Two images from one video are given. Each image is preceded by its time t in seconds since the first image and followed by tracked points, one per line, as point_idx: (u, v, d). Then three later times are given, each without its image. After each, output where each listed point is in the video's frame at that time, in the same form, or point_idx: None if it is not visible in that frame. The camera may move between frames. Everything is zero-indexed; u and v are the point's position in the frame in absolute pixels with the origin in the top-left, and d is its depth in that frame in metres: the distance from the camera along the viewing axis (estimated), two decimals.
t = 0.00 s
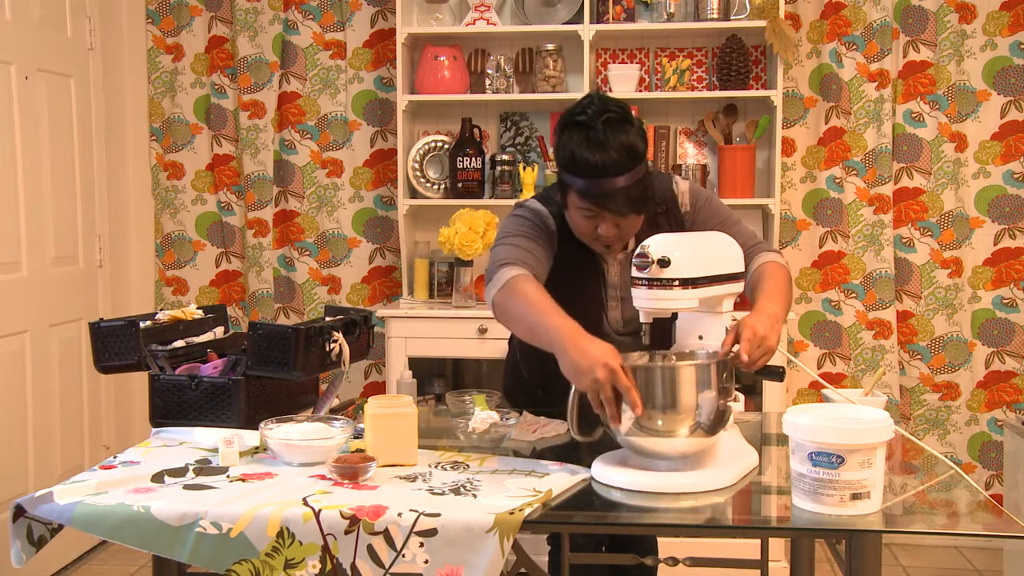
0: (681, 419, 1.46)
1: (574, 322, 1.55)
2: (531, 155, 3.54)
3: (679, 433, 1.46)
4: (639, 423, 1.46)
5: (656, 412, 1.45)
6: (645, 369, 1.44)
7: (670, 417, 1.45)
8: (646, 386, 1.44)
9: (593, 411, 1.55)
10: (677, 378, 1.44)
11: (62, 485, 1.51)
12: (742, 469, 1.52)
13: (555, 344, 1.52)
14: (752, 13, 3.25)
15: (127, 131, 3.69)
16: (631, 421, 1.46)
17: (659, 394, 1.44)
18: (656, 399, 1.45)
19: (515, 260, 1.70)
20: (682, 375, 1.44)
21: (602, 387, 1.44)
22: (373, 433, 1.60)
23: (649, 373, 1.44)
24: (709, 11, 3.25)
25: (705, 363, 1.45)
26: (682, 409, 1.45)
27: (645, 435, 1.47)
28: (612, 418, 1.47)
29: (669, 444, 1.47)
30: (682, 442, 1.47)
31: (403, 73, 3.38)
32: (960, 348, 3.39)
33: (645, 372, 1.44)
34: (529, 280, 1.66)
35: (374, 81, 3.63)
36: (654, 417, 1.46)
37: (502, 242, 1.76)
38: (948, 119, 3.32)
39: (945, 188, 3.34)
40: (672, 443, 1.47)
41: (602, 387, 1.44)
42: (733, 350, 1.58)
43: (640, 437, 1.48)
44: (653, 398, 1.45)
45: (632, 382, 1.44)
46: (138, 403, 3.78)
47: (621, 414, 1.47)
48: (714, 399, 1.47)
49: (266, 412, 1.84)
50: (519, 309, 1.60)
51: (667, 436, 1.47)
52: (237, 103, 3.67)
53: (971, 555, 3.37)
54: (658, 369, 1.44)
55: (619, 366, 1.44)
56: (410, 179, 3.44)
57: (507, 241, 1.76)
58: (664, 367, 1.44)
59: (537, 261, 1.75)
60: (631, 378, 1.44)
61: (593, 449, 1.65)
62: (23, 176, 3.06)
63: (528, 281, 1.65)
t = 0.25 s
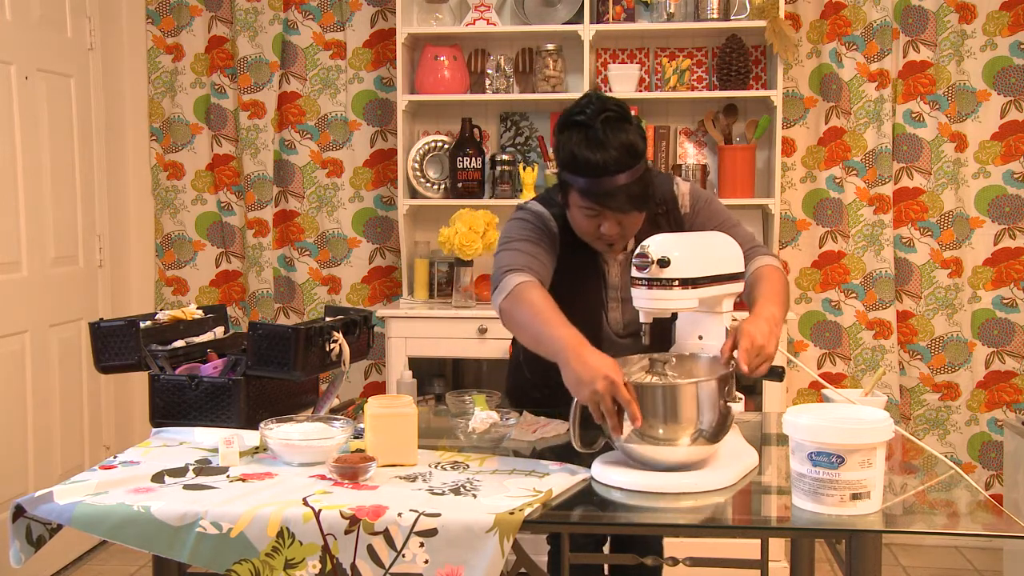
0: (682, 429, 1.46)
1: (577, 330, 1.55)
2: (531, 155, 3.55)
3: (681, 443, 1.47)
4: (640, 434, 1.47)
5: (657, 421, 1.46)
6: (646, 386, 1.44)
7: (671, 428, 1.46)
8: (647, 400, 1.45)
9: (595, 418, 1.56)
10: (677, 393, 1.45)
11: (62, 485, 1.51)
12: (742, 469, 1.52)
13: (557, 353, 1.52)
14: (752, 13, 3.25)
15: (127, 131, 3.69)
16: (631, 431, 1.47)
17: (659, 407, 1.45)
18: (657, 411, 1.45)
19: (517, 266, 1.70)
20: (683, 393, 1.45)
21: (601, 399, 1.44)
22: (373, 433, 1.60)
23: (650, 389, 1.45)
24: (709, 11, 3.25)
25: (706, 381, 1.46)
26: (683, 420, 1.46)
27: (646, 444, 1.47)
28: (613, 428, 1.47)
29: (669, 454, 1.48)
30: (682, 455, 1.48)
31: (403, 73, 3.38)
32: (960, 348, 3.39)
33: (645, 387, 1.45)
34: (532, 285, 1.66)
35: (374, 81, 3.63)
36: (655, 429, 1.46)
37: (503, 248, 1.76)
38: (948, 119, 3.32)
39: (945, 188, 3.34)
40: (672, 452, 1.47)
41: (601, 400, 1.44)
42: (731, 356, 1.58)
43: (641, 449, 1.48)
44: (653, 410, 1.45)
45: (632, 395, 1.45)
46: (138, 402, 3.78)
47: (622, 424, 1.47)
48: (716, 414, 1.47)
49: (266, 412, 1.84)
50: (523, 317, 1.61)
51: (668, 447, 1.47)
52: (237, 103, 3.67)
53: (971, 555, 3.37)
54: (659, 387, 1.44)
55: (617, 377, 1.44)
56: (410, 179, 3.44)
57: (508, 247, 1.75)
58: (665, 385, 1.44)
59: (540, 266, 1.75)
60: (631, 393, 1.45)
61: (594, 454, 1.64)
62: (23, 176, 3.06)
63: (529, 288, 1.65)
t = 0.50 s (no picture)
0: (683, 430, 1.46)
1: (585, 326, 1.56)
2: (531, 155, 3.55)
3: (681, 443, 1.47)
4: (638, 433, 1.47)
5: (657, 422, 1.46)
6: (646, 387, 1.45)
7: (671, 428, 1.46)
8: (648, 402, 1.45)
9: (596, 418, 1.55)
10: (677, 395, 1.45)
11: (62, 485, 1.51)
12: (742, 469, 1.52)
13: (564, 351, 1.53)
14: (752, 13, 3.25)
15: (127, 131, 3.69)
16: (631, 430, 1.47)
17: (659, 408, 1.45)
18: (657, 412, 1.45)
19: (521, 265, 1.72)
20: (683, 395, 1.45)
21: (598, 390, 1.44)
22: (373, 433, 1.60)
23: (650, 390, 1.45)
24: (709, 11, 3.25)
25: (707, 383, 1.46)
26: (683, 422, 1.46)
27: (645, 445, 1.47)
28: (612, 422, 1.47)
29: (669, 455, 1.48)
30: (681, 455, 1.48)
31: (403, 74, 3.38)
32: (960, 348, 3.39)
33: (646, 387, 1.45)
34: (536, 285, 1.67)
35: (374, 81, 3.63)
36: (654, 429, 1.46)
37: (509, 248, 1.77)
38: (948, 119, 3.32)
39: (945, 188, 3.34)
40: (672, 453, 1.47)
41: (597, 390, 1.44)
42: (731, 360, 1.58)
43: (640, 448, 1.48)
44: (654, 411, 1.45)
45: (631, 393, 1.45)
46: (138, 402, 3.78)
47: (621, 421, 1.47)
48: (716, 415, 1.47)
49: (266, 412, 1.84)
50: (529, 316, 1.62)
51: (667, 448, 1.47)
52: (237, 103, 3.67)
53: (971, 555, 3.37)
54: (659, 390, 1.44)
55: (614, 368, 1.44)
56: (410, 179, 3.44)
57: (513, 247, 1.77)
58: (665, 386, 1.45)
59: (545, 266, 1.76)
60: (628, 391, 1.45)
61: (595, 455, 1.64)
62: (23, 176, 3.06)
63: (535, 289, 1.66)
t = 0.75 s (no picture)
0: (683, 429, 1.46)
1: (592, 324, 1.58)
2: (531, 155, 3.55)
3: (681, 443, 1.47)
4: (639, 433, 1.47)
5: (657, 422, 1.46)
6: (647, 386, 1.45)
7: (671, 428, 1.46)
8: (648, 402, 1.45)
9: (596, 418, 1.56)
10: (678, 395, 1.45)
11: (62, 485, 1.51)
12: (742, 469, 1.52)
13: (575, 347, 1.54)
14: (752, 13, 3.24)
15: (127, 131, 3.69)
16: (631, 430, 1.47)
17: (659, 407, 1.45)
18: (657, 411, 1.45)
19: (537, 259, 1.74)
20: (683, 396, 1.45)
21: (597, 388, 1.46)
22: (373, 433, 1.60)
23: (651, 390, 1.45)
24: (709, 11, 3.25)
25: (707, 383, 1.46)
26: (684, 422, 1.46)
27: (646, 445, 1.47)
28: (613, 421, 1.48)
29: (669, 455, 1.48)
30: (682, 455, 1.47)
31: (403, 74, 3.38)
32: (960, 347, 3.39)
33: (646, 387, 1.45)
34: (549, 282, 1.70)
35: (374, 81, 3.63)
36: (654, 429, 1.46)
37: (528, 237, 1.79)
38: (948, 119, 3.32)
39: (945, 188, 3.34)
40: (672, 453, 1.47)
41: (595, 386, 1.46)
42: (729, 361, 1.57)
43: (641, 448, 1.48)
44: (654, 410, 1.45)
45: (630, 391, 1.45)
46: (138, 403, 3.78)
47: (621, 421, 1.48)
48: (717, 415, 1.47)
49: (266, 412, 1.84)
50: (540, 309, 1.65)
51: (668, 447, 1.47)
52: (237, 103, 3.67)
53: (971, 555, 3.37)
54: (659, 389, 1.45)
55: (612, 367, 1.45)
56: (410, 179, 3.44)
57: (531, 237, 1.79)
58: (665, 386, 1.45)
59: (562, 260, 1.77)
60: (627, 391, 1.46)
61: (597, 454, 1.64)
62: (23, 176, 3.06)
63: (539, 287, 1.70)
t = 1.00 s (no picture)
0: (683, 429, 1.46)
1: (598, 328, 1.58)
2: (531, 155, 3.55)
3: (681, 443, 1.47)
4: (638, 432, 1.47)
5: (657, 422, 1.46)
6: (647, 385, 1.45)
7: (671, 428, 1.46)
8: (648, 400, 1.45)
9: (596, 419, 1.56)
10: (678, 394, 1.45)
11: (62, 485, 1.51)
12: (742, 469, 1.52)
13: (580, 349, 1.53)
14: (752, 13, 3.24)
15: (127, 131, 3.69)
16: (631, 429, 1.47)
17: (659, 407, 1.45)
18: (657, 411, 1.45)
19: (580, 250, 1.69)
20: (683, 396, 1.45)
21: (595, 385, 1.47)
22: (373, 433, 1.60)
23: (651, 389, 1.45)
24: (709, 11, 3.25)
25: (707, 383, 1.46)
26: (684, 421, 1.46)
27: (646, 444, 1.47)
28: (612, 422, 1.48)
29: (669, 455, 1.47)
30: (682, 455, 1.47)
31: (403, 74, 3.38)
32: (960, 347, 3.39)
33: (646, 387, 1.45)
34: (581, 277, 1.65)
35: (374, 81, 3.63)
36: (654, 429, 1.46)
37: (579, 225, 1.71)
38: (948, 119, 3.32)
39: (945, 188, 3.34)
40: (672, 453, 1.47)
41: (595, 387, 1.47)
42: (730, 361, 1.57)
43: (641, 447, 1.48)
44: (654, 410, 1.45)
45: (629, 391, 1.46)
46: (138, 403, 3.78)
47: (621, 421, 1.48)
48: (717, 415, 1.47)
49: (266, 412, 1.84)
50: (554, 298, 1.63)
51: (668, 448, 1.47)
52: (237, 103, 3.67)
53: (971, 555, 3.37)
54: (659, 387, 1.45)
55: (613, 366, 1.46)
56: (410, 179, 3.44)
57: (581, 227, 1.71)
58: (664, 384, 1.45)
59: (603, 258, 1.72)
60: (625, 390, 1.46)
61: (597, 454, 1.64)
62: (23, 176, 3.06)
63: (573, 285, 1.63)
